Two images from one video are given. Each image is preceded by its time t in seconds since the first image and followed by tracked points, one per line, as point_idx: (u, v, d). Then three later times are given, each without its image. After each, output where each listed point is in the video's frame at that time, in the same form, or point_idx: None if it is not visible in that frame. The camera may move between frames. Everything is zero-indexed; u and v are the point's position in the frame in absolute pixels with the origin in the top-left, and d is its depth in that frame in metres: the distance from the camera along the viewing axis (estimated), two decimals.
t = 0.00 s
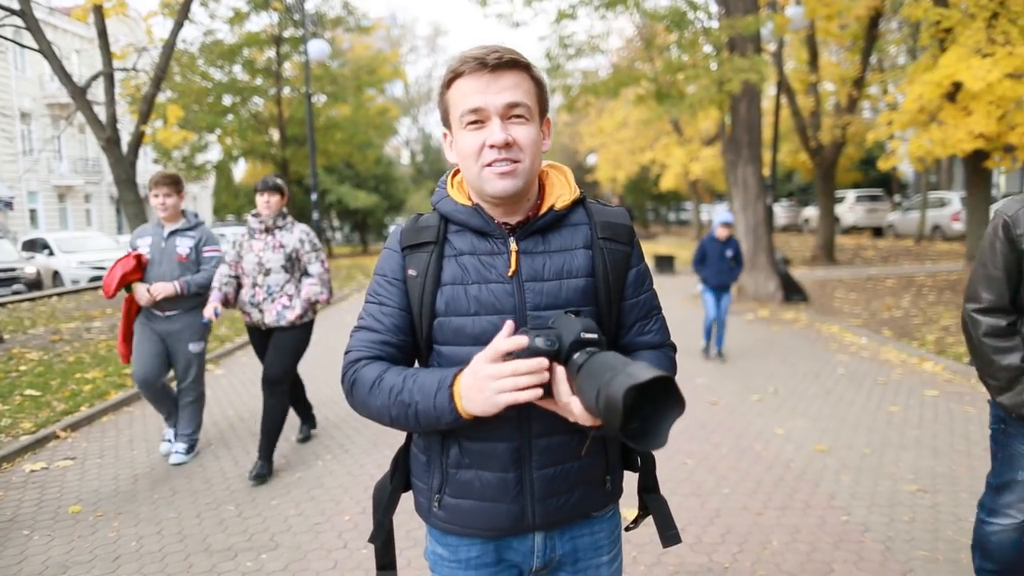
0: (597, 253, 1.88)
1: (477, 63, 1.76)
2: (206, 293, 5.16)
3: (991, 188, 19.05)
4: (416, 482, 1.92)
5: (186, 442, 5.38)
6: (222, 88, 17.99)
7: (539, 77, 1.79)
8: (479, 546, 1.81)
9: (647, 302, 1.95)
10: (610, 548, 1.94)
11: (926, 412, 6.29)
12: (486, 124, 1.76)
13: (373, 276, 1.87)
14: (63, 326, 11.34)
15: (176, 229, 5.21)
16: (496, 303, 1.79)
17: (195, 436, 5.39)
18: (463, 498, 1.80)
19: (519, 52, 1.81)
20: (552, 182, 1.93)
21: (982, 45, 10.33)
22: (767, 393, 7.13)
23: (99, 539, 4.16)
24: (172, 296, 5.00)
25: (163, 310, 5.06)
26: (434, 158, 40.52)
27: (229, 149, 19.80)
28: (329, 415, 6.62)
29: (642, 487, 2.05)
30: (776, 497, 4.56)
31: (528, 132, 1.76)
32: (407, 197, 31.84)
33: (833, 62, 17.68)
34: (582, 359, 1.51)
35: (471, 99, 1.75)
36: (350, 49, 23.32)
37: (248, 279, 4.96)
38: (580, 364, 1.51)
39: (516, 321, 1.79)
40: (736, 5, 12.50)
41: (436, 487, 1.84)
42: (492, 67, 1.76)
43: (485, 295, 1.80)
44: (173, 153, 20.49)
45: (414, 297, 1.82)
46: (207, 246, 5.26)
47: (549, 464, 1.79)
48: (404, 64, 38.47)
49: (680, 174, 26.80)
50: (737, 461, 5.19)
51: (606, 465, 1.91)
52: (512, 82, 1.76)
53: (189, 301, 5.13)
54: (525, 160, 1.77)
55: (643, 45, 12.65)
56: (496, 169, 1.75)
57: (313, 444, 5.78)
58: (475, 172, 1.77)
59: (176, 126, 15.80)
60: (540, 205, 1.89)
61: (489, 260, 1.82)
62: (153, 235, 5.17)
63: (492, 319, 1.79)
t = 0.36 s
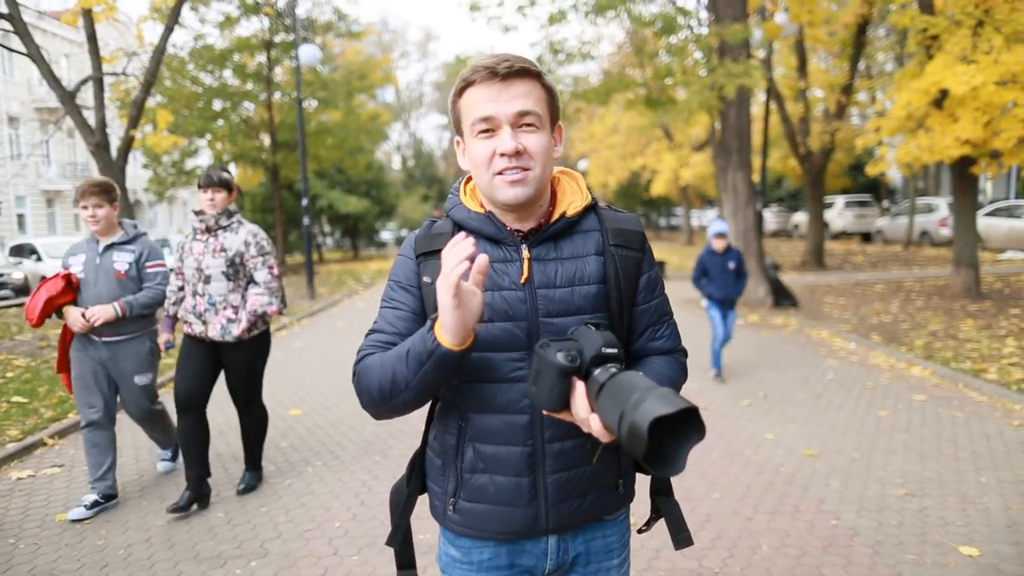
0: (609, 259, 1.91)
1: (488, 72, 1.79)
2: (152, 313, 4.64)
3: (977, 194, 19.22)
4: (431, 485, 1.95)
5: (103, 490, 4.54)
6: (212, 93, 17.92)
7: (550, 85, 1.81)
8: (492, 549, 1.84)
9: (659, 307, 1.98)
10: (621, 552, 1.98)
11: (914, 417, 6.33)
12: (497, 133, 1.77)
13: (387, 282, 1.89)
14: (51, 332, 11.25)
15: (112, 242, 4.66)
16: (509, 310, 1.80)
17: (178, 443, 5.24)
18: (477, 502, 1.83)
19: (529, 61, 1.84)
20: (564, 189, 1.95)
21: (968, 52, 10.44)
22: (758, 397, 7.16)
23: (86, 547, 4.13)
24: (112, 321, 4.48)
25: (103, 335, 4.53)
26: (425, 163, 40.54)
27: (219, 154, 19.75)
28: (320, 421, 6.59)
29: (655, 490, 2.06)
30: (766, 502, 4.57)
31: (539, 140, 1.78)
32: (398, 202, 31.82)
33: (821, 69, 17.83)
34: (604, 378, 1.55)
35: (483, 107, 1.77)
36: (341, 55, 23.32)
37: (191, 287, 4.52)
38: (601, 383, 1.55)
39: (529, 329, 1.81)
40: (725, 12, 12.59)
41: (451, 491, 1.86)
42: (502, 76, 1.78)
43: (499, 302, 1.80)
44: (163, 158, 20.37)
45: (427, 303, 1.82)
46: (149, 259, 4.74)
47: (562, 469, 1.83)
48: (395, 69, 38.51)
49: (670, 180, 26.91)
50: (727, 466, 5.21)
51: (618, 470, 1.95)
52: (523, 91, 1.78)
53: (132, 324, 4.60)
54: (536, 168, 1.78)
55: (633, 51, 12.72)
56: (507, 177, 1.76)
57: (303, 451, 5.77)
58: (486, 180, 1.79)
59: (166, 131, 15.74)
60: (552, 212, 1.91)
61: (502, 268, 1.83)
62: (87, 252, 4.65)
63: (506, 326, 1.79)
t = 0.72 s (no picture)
0: (616, 264, 1.93)
1: (492, 85, 1.83)
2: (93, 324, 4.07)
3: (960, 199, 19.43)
4: (445, 489, 2.00)
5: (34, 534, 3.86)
6: (200, 97, 17.91)
7: (553, 94, 1.84)
8: (503, 552, 1.89)
9: (667, 311, 2.00)
10: (629, 556, 2.02)
11: (899, 421, 6.39)
12: (502, 144, 1.81)
13: (399, 291, 1.94)
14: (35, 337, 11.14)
15: (46, 246, 4.07)
16: (518, 315, 1.84)
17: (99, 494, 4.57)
18: (489, 506, 1.88)
19: (533, 71, 1.87)
20: (571, 195, 1.98)
21: (950, 60, 10.59)
22: (746, 402, 7.21)
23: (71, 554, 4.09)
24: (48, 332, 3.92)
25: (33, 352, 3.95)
26: (414, 168, 40.54)
27: (206, 158, 19.67)
28: (310, 426, 6.58)
29: (666, 491, 2.09)
30: (754, 505, 4.61)
31: (543, 151, 1.81)
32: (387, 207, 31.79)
33: (808, 76, 18.03)
34: (611, 380, 1.59)
35: (487, 120, 1.81)
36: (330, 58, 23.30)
37: (97, 309, 3.84)
38: (609, 386, 1.59)
39: (538, 335, 1.85)
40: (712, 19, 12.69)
41: (463, 496, 1.91)
42: (507, 88, 1.82)
43: (508, 308, 1.84)
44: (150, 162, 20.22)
45: (439, 309, 1.87)
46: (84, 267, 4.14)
47: (573, 472, 1.87)
48: (384, 74, 38.57)
49: (659, 185, 27.07)
50: (715, 470, 5.25)
51: (628, 473, 1.98)
52: (527, 102, 1.82)
53: (69, 335, 4.04)
54: (541, 178, 1.82)
55: (621, 57, 12.81)
56: (513, 188, 1.80)
57: (293, 455, 5.76)
58: (492, 190, 1.83)
59: (153, 135, 15.66)
60: (559, 219, 1.94)
61: (510, 274, 1.87)
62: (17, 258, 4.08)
63: (516, 332, 1.84)
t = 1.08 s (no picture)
0: (612, 273, 1.95)
1: (484, 97, 1.84)
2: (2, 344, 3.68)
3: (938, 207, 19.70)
4: (440, 497, 2.01)
5: None
6: (183, 104, 17.81)
7: (546, 105, 1.86)
8: (498, 560, 1.90)
9: (662, 319, 2.02)
10: (625, 565, 2.03)
11: (881, 426, 6.46)
12: (495, 155, 1.83)
13: (395, 298, 1.95)
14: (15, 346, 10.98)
15: None
16: (514, 323, 1.85)
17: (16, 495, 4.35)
18: (484, 514, 1.89)
19: (525, 82, 1.88)
20: (566, 205, 2.00)
21: (928, 71, 10.78)
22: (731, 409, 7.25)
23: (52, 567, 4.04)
24: None
25: None
26: (398, 175, 40.51)
27: (189, 165, 19.55)
28: (296, 435, 6.55)
29: (662, 500, 2.10)
30: (739, 511, 4.64)
31: (536, 161, 1.83)
32: (371, 214, 31.73)
33: (789, 85, 18.25)
34: (605, 385, 1.61)
35: (480, 131, 1.83)
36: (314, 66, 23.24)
37: None
38: (603, 390, 1.60)
39: (534, 343, 1.86)
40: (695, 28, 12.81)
41: (458, 503, 1.92)
42: (498, 100, 1.84)
43: (504, 317, 1.86)
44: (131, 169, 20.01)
45: (436, 317, 1.89)
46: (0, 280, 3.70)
47: (569, 479, 1.88)
48: (368, 81, 38.56)
49: (642, 192, 27.24)
50: (701, 476, 5.28)
51: (624, 481, 2.00)
52: (519, 113, 1.83)
53: None
54: (533, 188, 1.83)
55: (605, 65, 12.90)
56: (506, 198, 1.82)
57: (278, 465, 5.71)
58: (485, 201, 1.85)
59: (135, 142, 15.53)
60: (554, 227, 1.96)
61: (506, 283, 1.89)
62: None
63: (512, 340, 1.85)
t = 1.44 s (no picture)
0: (594, 291, 1.97)
1: (463, 114, 1.86)
2: None
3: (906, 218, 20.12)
4: (424, 520, 2.00)
5: None
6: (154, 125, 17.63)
7: (525, 122, 1.88)
8: None
9: (645, 336, 2.04)
10: None
11: (859, 436, 6.55)
12: (475, 171, 1.85)
13: (378, 320, 1.96)
14: None
15: None
16: (497, 342, 1.86)
17: None
18: (468, 535, 1.88)
19: (504, 99, 1.91)
20: (548, 223, 2.02)
21: (892, 86, 11.07)
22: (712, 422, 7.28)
23: None
24: None
25: None
26: (373, 195, 40.42)
27: (162, 187, 19.33)
28: (275, 459, 6.46)
29: (646, 518, 2.11)
30: (724, 524, 4.66)
31: (515, 176, 1.84)
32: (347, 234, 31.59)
33: (759, 100, 18.60)
34: (591, 400, 1.62)
35: (460, 148, 1.85)
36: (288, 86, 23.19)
37: None
38: (589, 405, 1.61)
39: (518, 361, 1.86)
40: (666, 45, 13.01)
41: (442, 526, 1.91)
42: (476, 117, 1.86)
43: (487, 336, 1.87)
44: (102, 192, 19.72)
45: (420, 339, 1.89)
46: None
47: (553, 499, 1.88)
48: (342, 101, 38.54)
49: (617, 208, 27.46)
50: (685, 490, 5.30)
51: (609, 499, 2.00)
52: (497, 130, 1.85)
53: None
54: (513, 205, 1.85)
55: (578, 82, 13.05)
56: (486, 215, 1.83)
57: (258, 491, 5.62)
58: (466, 219, 1.86)
59: (106, 164, 15.32)
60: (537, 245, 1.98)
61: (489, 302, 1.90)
62: None
63: (496, 359, 1.85)
